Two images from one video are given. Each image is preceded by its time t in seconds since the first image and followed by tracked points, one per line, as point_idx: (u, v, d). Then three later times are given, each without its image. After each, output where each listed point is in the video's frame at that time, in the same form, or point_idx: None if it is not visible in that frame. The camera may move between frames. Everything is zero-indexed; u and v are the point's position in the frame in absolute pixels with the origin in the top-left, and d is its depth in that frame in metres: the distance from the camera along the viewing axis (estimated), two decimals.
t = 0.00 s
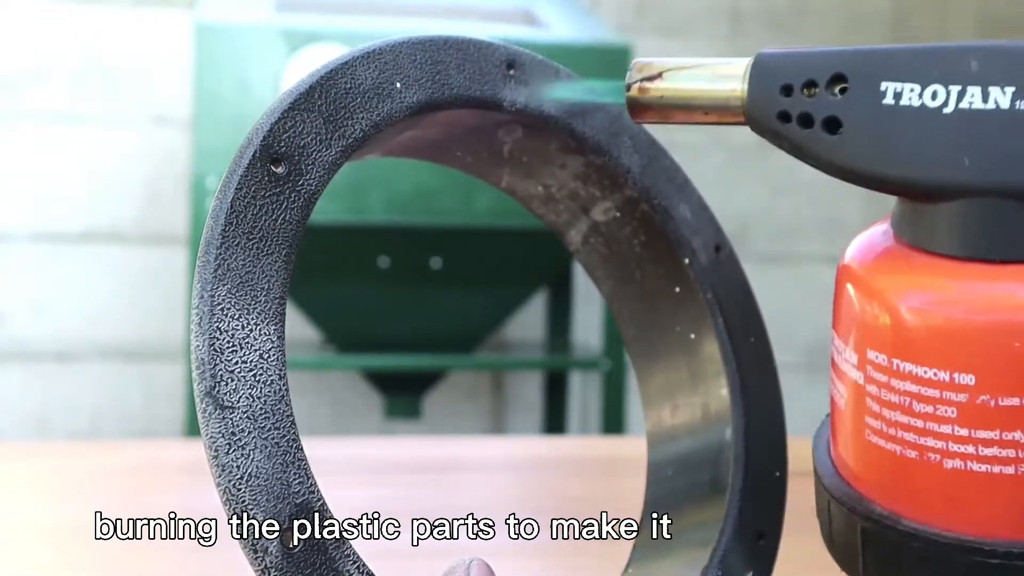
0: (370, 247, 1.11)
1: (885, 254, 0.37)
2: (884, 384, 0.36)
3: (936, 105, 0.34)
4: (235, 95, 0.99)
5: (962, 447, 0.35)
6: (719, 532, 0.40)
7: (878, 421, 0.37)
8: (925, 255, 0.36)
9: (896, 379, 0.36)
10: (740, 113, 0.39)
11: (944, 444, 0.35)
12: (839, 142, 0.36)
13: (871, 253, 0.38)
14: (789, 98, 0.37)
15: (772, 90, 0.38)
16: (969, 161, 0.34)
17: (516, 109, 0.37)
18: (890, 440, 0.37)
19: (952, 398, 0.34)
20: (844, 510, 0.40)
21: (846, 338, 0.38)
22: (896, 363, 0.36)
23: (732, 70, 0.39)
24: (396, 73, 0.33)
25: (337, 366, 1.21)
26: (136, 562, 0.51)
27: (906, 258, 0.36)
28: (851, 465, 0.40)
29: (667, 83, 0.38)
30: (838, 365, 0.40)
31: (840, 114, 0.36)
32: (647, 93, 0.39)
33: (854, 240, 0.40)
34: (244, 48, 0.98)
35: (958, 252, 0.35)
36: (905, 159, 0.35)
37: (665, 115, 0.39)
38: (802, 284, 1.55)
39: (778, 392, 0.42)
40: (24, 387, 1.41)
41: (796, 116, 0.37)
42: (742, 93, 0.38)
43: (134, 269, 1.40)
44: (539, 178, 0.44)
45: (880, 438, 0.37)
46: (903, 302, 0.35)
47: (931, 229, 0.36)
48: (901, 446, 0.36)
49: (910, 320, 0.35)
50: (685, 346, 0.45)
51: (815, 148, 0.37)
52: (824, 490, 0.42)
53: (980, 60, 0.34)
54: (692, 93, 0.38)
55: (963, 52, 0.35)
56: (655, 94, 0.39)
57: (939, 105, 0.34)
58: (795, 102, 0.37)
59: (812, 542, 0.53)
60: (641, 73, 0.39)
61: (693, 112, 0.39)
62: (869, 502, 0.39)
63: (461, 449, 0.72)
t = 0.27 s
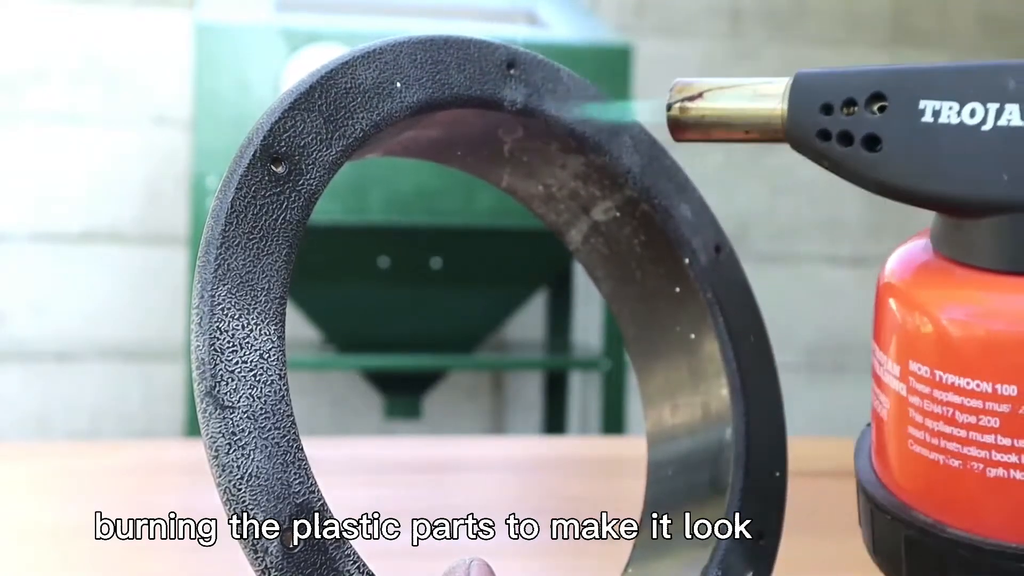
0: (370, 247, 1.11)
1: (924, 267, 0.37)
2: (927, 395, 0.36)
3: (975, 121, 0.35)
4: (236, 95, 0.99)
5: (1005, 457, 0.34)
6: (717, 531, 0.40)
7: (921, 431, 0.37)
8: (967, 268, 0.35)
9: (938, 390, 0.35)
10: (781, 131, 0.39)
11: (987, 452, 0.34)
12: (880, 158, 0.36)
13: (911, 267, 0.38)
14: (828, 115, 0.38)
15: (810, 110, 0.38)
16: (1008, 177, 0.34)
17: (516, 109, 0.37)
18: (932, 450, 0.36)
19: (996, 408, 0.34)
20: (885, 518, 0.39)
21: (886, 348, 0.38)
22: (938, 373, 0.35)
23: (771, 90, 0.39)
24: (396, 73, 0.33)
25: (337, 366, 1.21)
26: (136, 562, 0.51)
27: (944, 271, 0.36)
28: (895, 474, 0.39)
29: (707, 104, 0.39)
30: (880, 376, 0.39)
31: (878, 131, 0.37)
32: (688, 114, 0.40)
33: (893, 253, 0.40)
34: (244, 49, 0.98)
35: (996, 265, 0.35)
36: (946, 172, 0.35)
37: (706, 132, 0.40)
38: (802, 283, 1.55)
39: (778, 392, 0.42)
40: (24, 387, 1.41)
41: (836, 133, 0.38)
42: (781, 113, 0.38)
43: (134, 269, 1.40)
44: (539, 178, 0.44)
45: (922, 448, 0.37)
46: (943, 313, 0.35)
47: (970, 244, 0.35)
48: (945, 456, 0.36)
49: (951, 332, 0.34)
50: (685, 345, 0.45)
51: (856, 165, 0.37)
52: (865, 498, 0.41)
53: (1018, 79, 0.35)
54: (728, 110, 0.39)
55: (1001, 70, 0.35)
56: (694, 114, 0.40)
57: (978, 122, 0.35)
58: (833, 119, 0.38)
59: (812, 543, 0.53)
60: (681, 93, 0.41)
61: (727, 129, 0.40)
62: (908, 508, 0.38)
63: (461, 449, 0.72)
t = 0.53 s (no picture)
0: (370, 248, 1.11)
1: (937, 271, 0.35)
2: (938, 401, 0.34)
3: (989, 124, 0.33)
4: (235, 95, 0.99)
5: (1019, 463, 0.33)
6: (717, 531, 0.40)
7: (934, 436, 0.35)
8: (984, 273, 0.34)
9: (951, 396, 0.34)
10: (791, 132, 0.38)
11: (1001, 459, 0.33)
12: (889, 161, 0.35)
13: (924, 269, 0.36)
14: (838, 118, 0.36)
15: (821, 112, 0.37)
16: None
17: (516, 109, 0.37)
18: (944, 455, 0.35)
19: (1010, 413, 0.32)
20: (897, 525, 0.38)
21: (897, 351, 0.36)
22: (950, 377, 0.34)
23: (780, 92, 0.38)
24: (396, 73, 0.33)
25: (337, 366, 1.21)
26: (136, 562, 0.51)
27: (956, 274, 0.35)
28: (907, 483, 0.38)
29: (715, 106, 0.38)
30: (890, 381, 0.38)
31: (890, 135, 0.35)
32: (696, 117, 0.39)
33: (902, 257, 0.38)
34: (244, 49, 0.98)
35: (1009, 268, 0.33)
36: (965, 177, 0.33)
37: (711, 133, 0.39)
38: (802, 283, 1.55)
39: (778, 392, 0.42)
40: (24, 388, 1.41)
41: (846, 135, 0.36)
42: (790, 115, 0.37)
43: (134, 269, 1.39)
44: (539, 178, 0.44)
45: (934, 454, 0.35)
46: (954, 318, 0.33)
47: (985, 246, 0.34)
48: (956, 461, 0.34)
49: (962, 336, 0.33)
50: (685, 345, 0.45)
51: (864, 168, 0.36)
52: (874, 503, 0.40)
53: None
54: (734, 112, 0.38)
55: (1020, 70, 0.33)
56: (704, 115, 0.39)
57: (992, 125, 0.33)
58: (844, 122, 0.36)
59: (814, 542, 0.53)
60: (688, 97, 0.39)
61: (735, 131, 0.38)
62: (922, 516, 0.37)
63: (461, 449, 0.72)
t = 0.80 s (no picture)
0: (370, 248, 1.11)
1: (876, 238, 0.42)
2: (878, 364, 0.40)
3: (929, 82, 0.38)
4: (235, 95, 0.99)
5: (952, 428, 0.39)
6: (717, 531, 0.40)
7: (870, 403, 0.41)
8: (916, 241, 0.40)
9: (889, 359, 0.40)
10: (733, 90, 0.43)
11: (938, 424, 0.39)
12: (834, 120, 0.40)
13: (864, 234, 0.42)
14: (778, 77, 0.41)
15: (762, 70, 0.42)
16: (965, 140, 0.38)
17: (516, 109, 0.37)
18: (883, 422, 0.41)
19: (944, 377, 0.39)
20: (839, 490, 0.44)
21: (836, 320, 0.43)
22: (888, 344, 0.40)
23: (719, 51, 0.43)
24: (396, 74, 0.33)
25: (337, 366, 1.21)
26: (136, 561, 0.51)
27: (897, 242, 0.41)
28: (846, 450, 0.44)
29: (651, 65, 0.43)
30: (830, 349, 0.44)
31: (831, 92, 0.40)
32: (633, 75, 0.43)
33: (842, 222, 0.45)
34: (243, 50, 0.98)
35: (941, 236, 0.40)
36: (913, 135, 0.39)
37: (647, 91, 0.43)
38: (802, 284, 1.55)
39: (777, 391, 0.42)
40: (24, 387, 1.41)
41: (786, 93, 0.41)
42: (730, 75, 0.42)
43: (134, 270, 1.39)
44: (539, 179, 0.44)
45: (872, 419, 0.42)
46: (895, 287, 0.39)
47: (924, 213, 0.41)
48: (894, 428, 0.41)
49: (901, 301, 0.39)
50: (684, 345, 0.45)
51: (807, 126, 0.41)
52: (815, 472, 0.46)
53: (974, 39, 0.38)
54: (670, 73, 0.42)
55: (958, 30, 0.38)
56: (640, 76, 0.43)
57: (932, 82, 0.38)
58: (785, 81, 0.41)
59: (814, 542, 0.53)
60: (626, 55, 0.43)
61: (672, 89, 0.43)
62: (859, 484, 0.43)
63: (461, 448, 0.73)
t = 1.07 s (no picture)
0: (369, 248, 1.11)
1: (886, 253, 0.38)
2: (885, 378, 0.37)
3: (935, 109, 0.35)
4: (235, 95, 0.99)
5: (961, 441, 0.35)
6: (717, 531, 0.40)
7: (880, 415, 0.38)
8: (927, 254, 0.36)
9: (896, 373, 0.36)
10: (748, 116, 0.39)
11: (944, 437, 0.35)
12: (840, 145, 0.37)
13: (874, 252, 0.38)
14: (792, 103, 0.38)
15: (775, 97, 0.38)
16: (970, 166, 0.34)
17: (515, 110, 0.37)
18: (891, 433, 0.37)
19: (952, 392, 0.35)
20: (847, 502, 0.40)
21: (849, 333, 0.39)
22: (895, 357, 0.36)
23: (736, 76, 0.39)
24: (395, 74, 0.33)
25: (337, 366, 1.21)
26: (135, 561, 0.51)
27: (909, 258, 0.37)
28: (856, 460, 0.40)
29: (672, 89, 0.39)
30: (842, 360, 0.40)
31: (841, 118, 0.37)
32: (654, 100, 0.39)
33: (856, 240, 0.40)
34: (244, 50, 0.98)
35: (959, 251, 0.35)
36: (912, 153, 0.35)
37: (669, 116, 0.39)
38: (802, 284, 1.55)
39: (778, 392, 0.42)
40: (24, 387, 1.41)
41: (799, 120, 0.37)
42: (745, 99, 0.38)
43: (134, 270, 1.40)
44: (539, 179, 0.44)
45: (881, 432, 0.38)
46: (902, 297, 0.35)
47: (933, 228, 0.36)
48: (901, 439, 0.37)
49: (908, 314, 0.35)
50: (684, 346, 0.45)
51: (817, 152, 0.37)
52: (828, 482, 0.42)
53: (979, 65, 0.35)
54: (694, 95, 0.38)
55: (962, 56, 0.35)
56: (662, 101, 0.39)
57: (938, 109, 0.35)
58: (799, 107, 0.37)
59: (814, 542, 0.53)
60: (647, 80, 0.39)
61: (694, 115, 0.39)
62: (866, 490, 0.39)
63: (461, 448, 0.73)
